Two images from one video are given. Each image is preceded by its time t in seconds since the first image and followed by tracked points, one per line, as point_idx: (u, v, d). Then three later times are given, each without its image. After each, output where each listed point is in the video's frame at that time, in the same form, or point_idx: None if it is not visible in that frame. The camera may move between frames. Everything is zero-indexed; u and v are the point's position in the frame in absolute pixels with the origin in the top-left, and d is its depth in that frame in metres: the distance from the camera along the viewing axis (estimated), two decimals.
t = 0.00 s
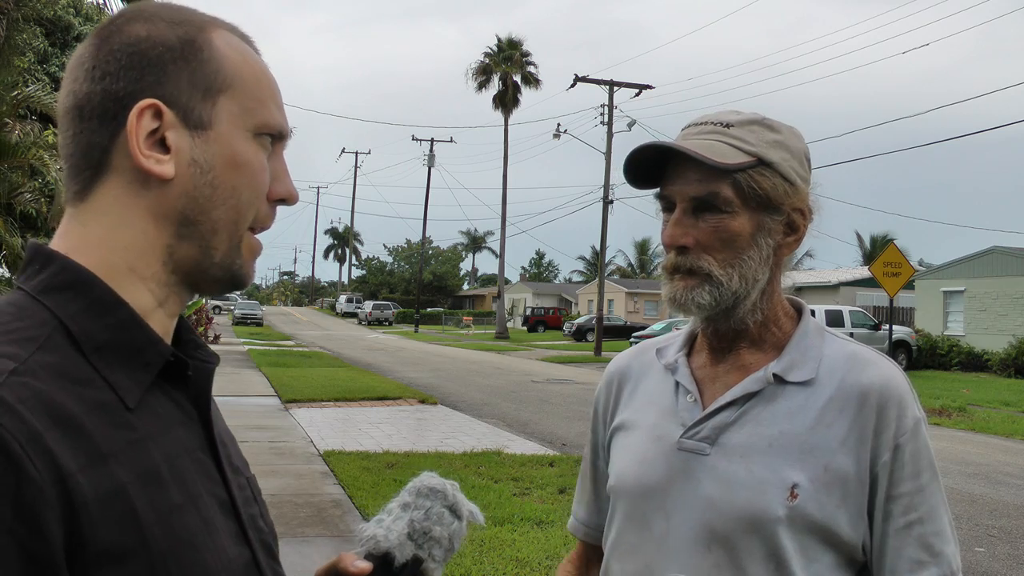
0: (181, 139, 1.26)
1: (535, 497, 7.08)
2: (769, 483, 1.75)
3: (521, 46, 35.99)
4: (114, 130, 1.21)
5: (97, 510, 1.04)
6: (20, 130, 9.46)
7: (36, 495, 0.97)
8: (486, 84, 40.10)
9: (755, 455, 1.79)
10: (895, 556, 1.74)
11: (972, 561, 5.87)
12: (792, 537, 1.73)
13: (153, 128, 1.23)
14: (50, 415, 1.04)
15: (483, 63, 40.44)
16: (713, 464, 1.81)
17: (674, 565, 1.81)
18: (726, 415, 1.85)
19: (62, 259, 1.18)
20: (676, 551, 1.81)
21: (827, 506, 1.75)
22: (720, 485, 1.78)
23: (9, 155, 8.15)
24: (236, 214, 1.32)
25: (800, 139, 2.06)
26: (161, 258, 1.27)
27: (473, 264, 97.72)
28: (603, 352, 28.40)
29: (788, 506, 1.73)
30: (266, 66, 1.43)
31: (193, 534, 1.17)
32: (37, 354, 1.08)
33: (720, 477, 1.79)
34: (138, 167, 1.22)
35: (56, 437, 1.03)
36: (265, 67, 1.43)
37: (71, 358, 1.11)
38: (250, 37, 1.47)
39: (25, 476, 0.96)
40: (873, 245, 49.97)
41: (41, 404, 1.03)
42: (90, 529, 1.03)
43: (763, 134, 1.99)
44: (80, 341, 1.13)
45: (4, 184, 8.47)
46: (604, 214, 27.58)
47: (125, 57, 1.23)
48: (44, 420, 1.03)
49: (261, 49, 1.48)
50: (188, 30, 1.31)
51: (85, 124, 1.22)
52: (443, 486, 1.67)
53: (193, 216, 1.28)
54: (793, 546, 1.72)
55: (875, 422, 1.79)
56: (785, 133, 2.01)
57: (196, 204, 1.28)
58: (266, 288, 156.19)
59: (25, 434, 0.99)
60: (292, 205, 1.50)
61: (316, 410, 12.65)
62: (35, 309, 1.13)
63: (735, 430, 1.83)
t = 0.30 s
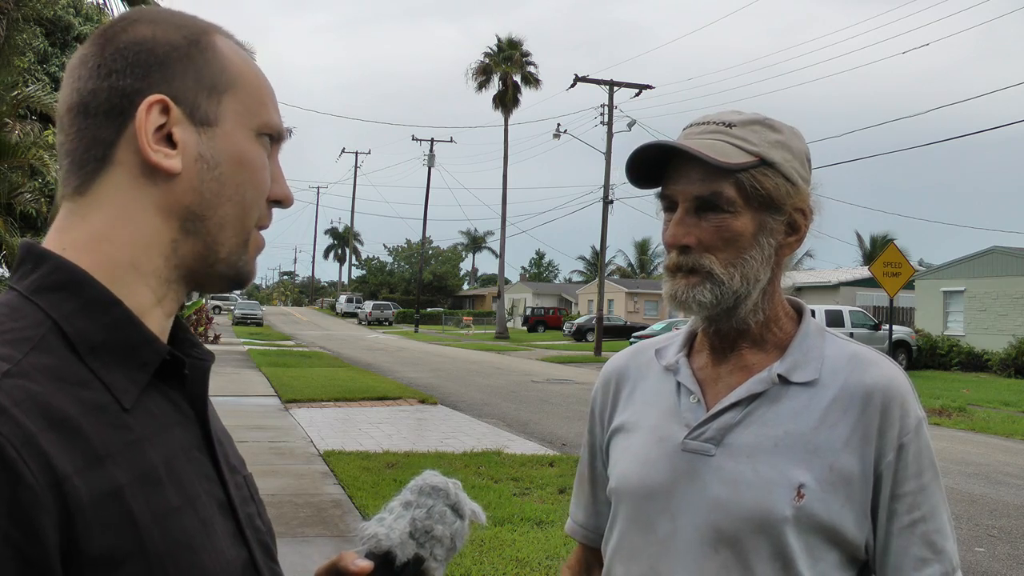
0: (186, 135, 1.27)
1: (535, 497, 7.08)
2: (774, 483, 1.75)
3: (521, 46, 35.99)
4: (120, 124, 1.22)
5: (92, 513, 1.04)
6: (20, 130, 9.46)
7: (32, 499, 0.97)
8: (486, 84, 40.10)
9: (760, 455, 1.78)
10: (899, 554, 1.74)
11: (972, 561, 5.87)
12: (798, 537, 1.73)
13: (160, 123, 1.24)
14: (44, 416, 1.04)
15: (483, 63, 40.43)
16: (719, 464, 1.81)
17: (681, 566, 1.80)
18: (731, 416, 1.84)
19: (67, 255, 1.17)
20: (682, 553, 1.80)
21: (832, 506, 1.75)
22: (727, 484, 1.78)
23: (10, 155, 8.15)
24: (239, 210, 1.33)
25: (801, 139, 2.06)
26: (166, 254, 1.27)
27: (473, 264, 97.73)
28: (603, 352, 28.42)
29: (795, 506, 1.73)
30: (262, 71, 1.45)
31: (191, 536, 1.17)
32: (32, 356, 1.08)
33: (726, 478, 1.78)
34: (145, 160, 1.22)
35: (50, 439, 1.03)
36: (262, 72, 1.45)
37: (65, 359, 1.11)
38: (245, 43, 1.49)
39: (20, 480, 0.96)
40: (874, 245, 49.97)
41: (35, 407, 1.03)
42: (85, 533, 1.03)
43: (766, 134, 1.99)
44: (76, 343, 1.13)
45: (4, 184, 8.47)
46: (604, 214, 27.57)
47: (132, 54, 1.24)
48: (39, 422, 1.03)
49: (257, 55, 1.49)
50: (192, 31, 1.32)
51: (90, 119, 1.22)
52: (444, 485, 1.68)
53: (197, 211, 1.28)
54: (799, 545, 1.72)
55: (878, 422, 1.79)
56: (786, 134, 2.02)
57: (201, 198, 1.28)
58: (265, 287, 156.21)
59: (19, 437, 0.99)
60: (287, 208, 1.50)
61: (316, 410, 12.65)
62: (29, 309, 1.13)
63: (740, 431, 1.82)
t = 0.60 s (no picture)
0: (146, 127, 1.25)
1: (535, 497, 7.08)
2: (775, 485, 1.75)
3: (521, 46, 36.00)
4: (79, 124, 1.21)
5: (78, 518, 1.04)
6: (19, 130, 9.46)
7: (17, 505, 0.97)
8: (486, 83, 40.10)
9: (761, 458, 1.78)
10: (904, 555, 1.74)
11: (972, 561, 5.87)
12: (800, 539, 1.72)
13: (117, 117, 1.22)
14: (31, 420, 1.03)
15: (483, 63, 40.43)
16: (719, 466, 1.80)
17: (680, 567, 1.79)
18: (731, 418, 1.84)
19: (49, 256, 1.18)
20: (682, 556, 1.80)
21: (833, 508, 1.75)
22: (728, 487, 1.77)
23: (9, 155, 8.15)
24: (210, 197, 1.32)
25: (801, 139, 2.05)
26: (143, 248, 1.26)
27: (473, 264, 97.73)
28: (603, 352, 28.41)
29: (796, 508, 1.73)
30: (228, 52, 1.43)
31: (177, 540, 1.17)
32: (19, 358, 1.08)
33: (727, 480, 1.78)
34: (104, 156, 1.21)
35: (37, 444, 1.02)
36: (227, 53, 1.42)
37: (53, 361, 1.11)
38: (215, 28, 1.47)
39: (5, 486, 0.96)
40: (874, 245, 49.94)
41: (23, 411, 1.03)
42: (68, 539, 1.02)
43: (765, 134, 1.99)
44: (64, 345, 1.13)
45: (4, 184, 8.47)
46: (604, 214, 27.58)
47: (84, 52, 1.23)
48: (26, 427, 1.02)
49: (226, 39, 1.47)
50: (145, 19, 1.30)
51: (53, 122, 1.23)
52: (431, 489, 1.67)
53: (167, 202, 1.27)
54: (801, 548, 1.72)
55: (880, 422, 1.79)
56: (786, 134, 2.01)
57: (169, 189, 1.27)
58: (266, 288, 156.34)
59: (5, 443, 0.98)
60: (271, 188, 1.49)
61: (316, 410, 12.65)
62: (17, 309, 1.13)
63: (741, 432, 1.82)
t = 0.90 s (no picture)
0: (155, 131, 1.25)
1: (535, 497, 7.07)
2: (773, 485, 1.74)
3: (521, 46, 36.02)
4: (89, 124, 1.21)
5: (72, 512, 1.04)
6: (20, 130, 9.46)
7: (13, 495, 0.96)
8: (486, 84, 40.09)
9: (760, 459, 1.77)
10: (901, 557, 1.74)
11: (972, 561, 5.86)
12: (797, 540, 1.72)
13: (128, 121, 1.22)
14: (28, 413, 1.03)
15: (484, 63, 40.43)
16: (717, 467, 1.80)
17: (679, 567, 1.79)
18: (730, 418, 1.84)
19: (49, 252, 1.17)
20: (681, 558, 1.79)
21: (830, 509, 1.75)
22: (726, 487, 1.77)
23: (9, 155, 8.15)
24: (212, 202, 1.31)
25: (801, 138, 2.05)
26: (143, 249, 1.26)
27: (473, 264, 97.73)
28: (603, 352, 28.41)
29: (794, 509, 1.72)
30: (238, 59, 1.42)
31: (167, 537, 1.17)
32: (16, 351, 1.07)
33: (725, 480, 1.78)
34: (114, 160, 1.21)
35: (34, 437, 1.02)
36: (238, 60, 1.42)
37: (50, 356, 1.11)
38: (225, 30, 1.46)
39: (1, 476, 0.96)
40: (874, 245, 49.92)
41: (20, 404, 1.03)
42: (62, 533, 1.02)
43: (764, 133, 1.98)
44: (61, 339, 1.12)
45: (4, 184, 8.46)
46: (604, 214, 27.57)
47: (96, 51, 1.22)
48: (22, 419, 1.02)
49: (236, 43, 1.47)
50: (159, 22, 1.30)
51: (61, 122, 1.22)
52: (416, 495, 1.67)
53: (170, 206, 1.27)
54: (799, 549, 1.72)
55: (878, 424, 1.78)
56: (786, 133, 2.01)
57: (173, 193, 1.27)
58: (266, 287, 156.33)
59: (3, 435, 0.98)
60: (275, 193, 1.49)
61: (316, 410, 12.64)
62: (14, 303, 1.12)
63: (740, 433, 1.82)
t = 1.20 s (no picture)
0: (145, 133, 1.25)
1: (535, 497, 7.08)
2: (774, 486, 1.74)
3: (521, 46, 36.01)
4: (79, 124, 1.21)
5: (60, 507, 1.04)
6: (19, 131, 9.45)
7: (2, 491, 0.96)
8: (486, 84, 40.10)
9: (761, 458, 1.78)
10: (903, 558, 1.74)
11: (972, 561, 5.86)
12: (798, 541, 1.72)
13: (119, 122, 1.22)
14: (15, 408, 1.03)
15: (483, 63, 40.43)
16: (719, 467, 1.80)
17: (679, 568, 1.79)
18: (731, 418, 1.84)
19: (39, 250, 1.17)
20: (681, 558, 1.79)
21: (832, 509, 1.75)
22: (727, 487, 1.77)
23: (9, 155, 8.15)
24: (204, 204, 1.31)
25: (804, 138, 2.05)
26: (134, 250, 1.26)
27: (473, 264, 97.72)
28: (603, 352, 28.41)
29: (795, 510, 1.73)
30: (234, 59, 1.42)
31: (155, 532, 1.17)
32: (5, 347, 1.07)
33: (726, 481, 1.78)
34: (104, 161, 1.21)
35: (23, 432, 1.02)
36: (233, 60, 1.41)
37: (38, 351, 1.11)
38: (221, 30, 1.46)
39: None
40: (874, 245, 49.91)
41: (8, 399, 1.03)
42: (51, 527, 1.02)
43: (768, 133, 1.98)
44: (51, 336, 1.13)
45: (4, 184, 8.46)
46: (604, 214, 27.58)
47: (90, 51, 1.22)
48: (11, 414, 1.02)
49: (233, 42, 1.47)
50: (153, 22, 1.30)
51: (54, 120, 1.22)
52: (409, 494, 1.68)
53: (160, 208, 1.27)
54: (800, 549, 1.72)
55: (881, 425, 1.78)
56: (789, 133, 2.01)
57: (163, 195, 1.27)
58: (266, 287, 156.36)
59: None
60: (267, 195, 1.49)
61: (316, 410, 12.65)
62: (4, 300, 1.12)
63: (741, 433, 1.82)
